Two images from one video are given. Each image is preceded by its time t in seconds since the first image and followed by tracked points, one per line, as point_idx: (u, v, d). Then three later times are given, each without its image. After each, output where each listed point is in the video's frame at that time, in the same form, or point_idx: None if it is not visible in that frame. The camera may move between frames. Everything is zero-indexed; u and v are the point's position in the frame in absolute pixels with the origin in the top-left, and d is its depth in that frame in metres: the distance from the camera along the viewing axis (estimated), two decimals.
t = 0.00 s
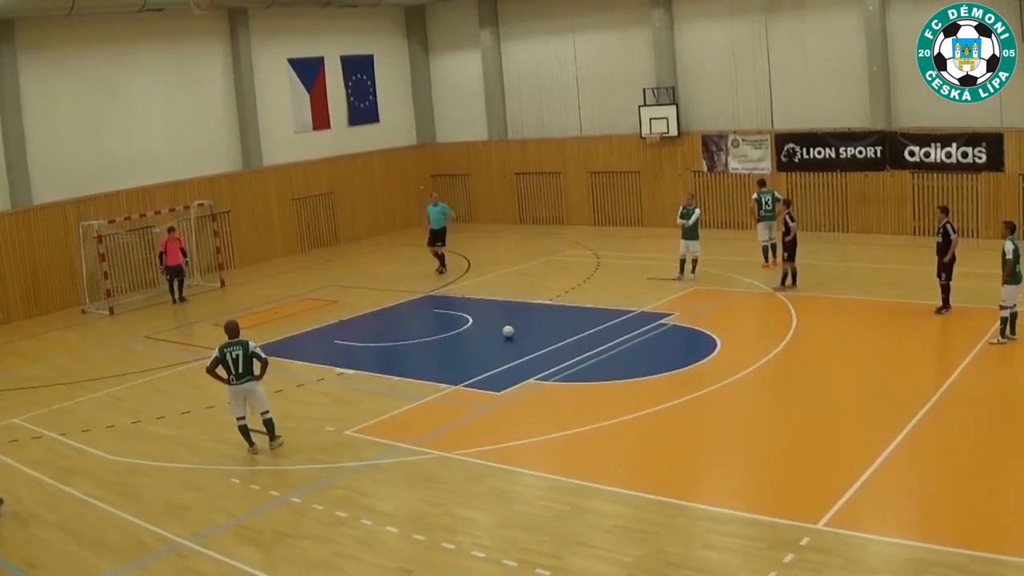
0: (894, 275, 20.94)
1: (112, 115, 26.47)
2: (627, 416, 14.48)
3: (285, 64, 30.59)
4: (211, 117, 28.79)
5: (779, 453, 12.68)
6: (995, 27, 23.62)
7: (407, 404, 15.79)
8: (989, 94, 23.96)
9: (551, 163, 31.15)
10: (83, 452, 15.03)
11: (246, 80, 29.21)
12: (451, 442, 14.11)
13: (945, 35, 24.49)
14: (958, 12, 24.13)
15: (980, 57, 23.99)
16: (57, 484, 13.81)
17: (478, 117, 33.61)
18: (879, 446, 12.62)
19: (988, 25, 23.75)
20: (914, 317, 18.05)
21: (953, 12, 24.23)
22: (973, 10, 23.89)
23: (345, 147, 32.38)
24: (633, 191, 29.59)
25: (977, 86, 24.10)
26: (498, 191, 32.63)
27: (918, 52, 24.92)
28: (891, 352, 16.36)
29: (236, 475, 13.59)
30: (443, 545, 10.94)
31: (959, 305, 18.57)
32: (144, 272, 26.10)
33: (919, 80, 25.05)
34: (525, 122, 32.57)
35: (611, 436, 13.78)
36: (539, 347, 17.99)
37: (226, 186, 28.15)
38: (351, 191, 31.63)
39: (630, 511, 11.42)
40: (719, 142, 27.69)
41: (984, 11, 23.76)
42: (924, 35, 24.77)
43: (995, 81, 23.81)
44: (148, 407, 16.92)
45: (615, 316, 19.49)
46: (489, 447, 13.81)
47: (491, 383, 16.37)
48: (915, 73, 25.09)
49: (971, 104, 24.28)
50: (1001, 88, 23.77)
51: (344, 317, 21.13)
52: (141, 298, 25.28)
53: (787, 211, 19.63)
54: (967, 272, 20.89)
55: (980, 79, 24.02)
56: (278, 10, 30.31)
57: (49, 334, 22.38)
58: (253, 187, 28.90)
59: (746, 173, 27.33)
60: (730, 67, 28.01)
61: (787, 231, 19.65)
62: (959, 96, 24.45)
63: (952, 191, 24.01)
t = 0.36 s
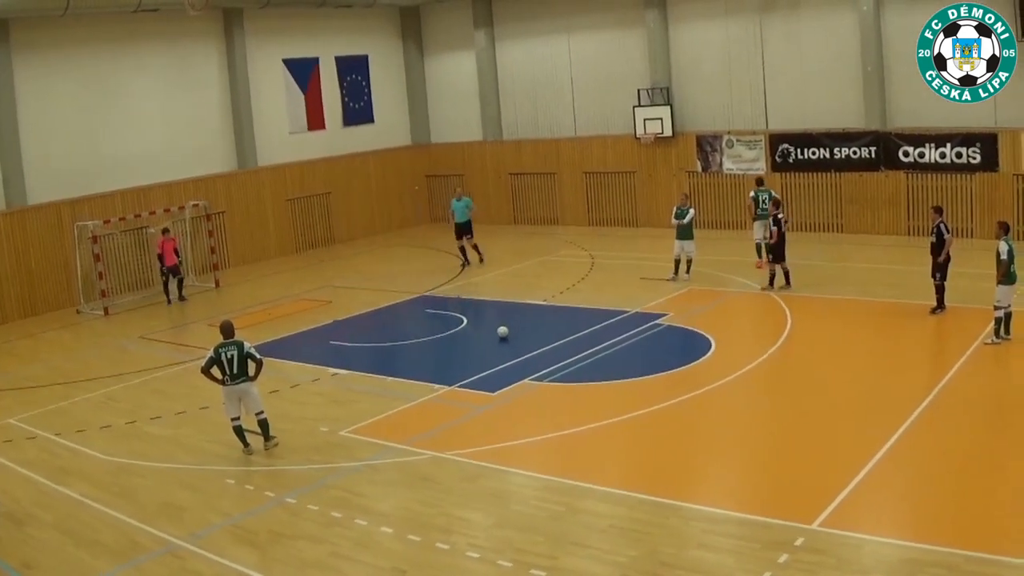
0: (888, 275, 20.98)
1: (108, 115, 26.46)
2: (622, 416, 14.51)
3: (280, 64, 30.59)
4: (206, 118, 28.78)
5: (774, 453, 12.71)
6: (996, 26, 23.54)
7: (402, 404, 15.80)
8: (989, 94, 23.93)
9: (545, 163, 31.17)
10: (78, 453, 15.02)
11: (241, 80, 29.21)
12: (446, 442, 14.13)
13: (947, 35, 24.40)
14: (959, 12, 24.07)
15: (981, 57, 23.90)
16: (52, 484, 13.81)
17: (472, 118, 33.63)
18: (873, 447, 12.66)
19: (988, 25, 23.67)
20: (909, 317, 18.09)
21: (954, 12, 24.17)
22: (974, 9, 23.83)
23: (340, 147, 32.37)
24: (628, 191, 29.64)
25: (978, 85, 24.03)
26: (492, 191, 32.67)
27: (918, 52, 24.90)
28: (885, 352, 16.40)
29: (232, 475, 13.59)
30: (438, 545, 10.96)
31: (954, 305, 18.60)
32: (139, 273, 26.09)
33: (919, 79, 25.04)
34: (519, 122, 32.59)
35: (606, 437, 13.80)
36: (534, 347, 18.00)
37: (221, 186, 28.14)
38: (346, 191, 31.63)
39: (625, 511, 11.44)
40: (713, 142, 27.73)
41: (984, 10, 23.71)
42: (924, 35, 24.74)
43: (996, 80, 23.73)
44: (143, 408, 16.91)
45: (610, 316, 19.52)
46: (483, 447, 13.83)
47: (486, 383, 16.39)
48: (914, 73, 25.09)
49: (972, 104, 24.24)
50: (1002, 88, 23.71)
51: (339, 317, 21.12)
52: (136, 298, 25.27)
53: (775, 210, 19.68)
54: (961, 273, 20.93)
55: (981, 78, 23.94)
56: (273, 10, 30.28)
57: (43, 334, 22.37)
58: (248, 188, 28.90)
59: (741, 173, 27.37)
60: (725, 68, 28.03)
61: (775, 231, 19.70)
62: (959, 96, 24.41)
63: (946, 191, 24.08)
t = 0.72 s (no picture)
0: (886, 275, 21.01)
1: (105, 115, 26.44)
2: (620, 416, 14.50)
3: (277, 64, 30.57)
4: (204, 117, 28.76)
5: (772, 453, 12.71)
6: (997, 27, 23.54)
7: (400, 404, 15.80)
8: (989, 94, 23.93)
9: (543, 163, 31.17)
10: (75, 452, 15.01)
11: (239, 80, 29.20)
12: (444, 442, 14.13)
13: (947, 35, 24.40)
14: (959, 12, 24.06)
15: (981, 57, 23.90)
16: (49, 484, 13.80)
17: (470, 118, 33.62)
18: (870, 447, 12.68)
19: (988, 25, 23.68)
20: (906, 317, 18.12)
21: (954, 12, 24.16)
22: (974, 9, 23.82)
23: (337, 147, 32.36)
24: (625, 192, 29.65)
25: (978, 86, 24.03)
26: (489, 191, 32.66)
27: (919, 52, 24.90)
28: (883, 352, 16.43)
29: (229, 475, 13.58)
30: (436, 545, 10.95)
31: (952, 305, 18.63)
32: (136, 273, 26.07)
33: (918, 80, 25.04)
34: (517, 122, 32.61)
35: (603, 437, 13.80)
36: (531, 347, 18.01)
37: (218, 186, 28.13)
38: (343, 191, 31.61)
39: (623, 511, 11.44)
40: (711, 143, 27.75)
41: (985, 10, 23.70)
42: (925, 35, 24.73)
43: (997, 81, 23.74)
44: (141, 407, 16.90)
45: (608, 316, 19.53)
46: (481, 447, 13.83)
47: (484, 383, 16.39)
48: (913, 73, 25.09)
49: (972, 105, 24.24)
50: (1002, 88, 23.72)
51: (337, 317, 21.11)
52: (133, 298, 25.25)
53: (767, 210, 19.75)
54: (957, 273, 20.95)
55: (981, 79, 23.95)
56: (270, 10, 30.25)
57: (41, 333, 22.35)
58: (246, 187, 28.90)
59: (738, 173, 27.39)
60: (723, 68, 28.04)
61: (767, 232, 19.74)
62: (960, 96, 24.40)
63: (944, 191, 24.11)
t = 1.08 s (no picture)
0: (885, 274, 21.01)
1: (104, 115, 26.43)
2: (618, 416, 14.51)
3: (276, 63, 30.57)
4: (202, 117, 28.76)
5: (770, 453, 12.71)
6: (997, 26, 23.55)
7: (398, 404, 15.80)
8: (990, 94, 23.93)
9: (542, 163, 31.16)
10: (73, 452, 15.00)
11: (237, 80, 29.20)
12: (443, 441, 14.13)
13: (948, 35, 24.41)
14: (959, 12, 24.06)
15: (981, 57, 23.90)
16: (48, 484, 13.79)
17: (468, 117, 33.62)
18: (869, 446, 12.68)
19: (988, 25, 23.69)
20: (905, 317, 18.13)
21: (954, 11, 24.16)
22: (974, 9, 23.83)
23: (335, 147, 32.35)
24: (624, 191, 29.66)
25: (979, 85, 24.03)
26: (487, 191, 32.66)
27: (919, 52, 24.90)
28: (882, 351, 16.43)
29: (227, 475, 13.58)
30: (434, 545, 10.95)
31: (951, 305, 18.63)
32: (135, 273, 26.06)
33: (918, 79, 25.03)
34: (515, 122, 32.61)
35: (602, 436, 13.80)
36: (530, 347, 18.01)
37: (217, 186, 28.12)
38: (341, 191, 31.60)
39: (621, 511, 11.44)
40: (709, 142, 27.76)
41: (985, 10, 23.70)
42: (925, 35, 24.72)
43: (997, 80, 23.73)
44: (139, 407, 16.89)
45: (606, 316, 19.53)
46: (479, 447, 13.83)
47: (482, 382, 16.39)
48: (913, 73, 25.08)
49: (971, 105, 24.24)
50: (1003, 88, 23.71)
51: (335, 316, 21.11)
52: (132, 298, 25.24)
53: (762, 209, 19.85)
54: (956, 272, 20.97)
55: (981, 78, 23.95)
56: (269, 10, 30.25)
57: (39, 333, 22.34)
58: (244, 187, 28.89)
59: (737, 172, 27.40)
60: (722, 67, 28.04)
61: (760, 233, 19.76)
62: (960, 96, 24.39)
63: (942, 190, 24.12)
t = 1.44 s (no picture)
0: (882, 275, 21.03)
1: (101, 115, 26.41)
2: (616, 417, 14.51)
3: (273, 64, 30.56)
4: (200, 117, 28.75)
5: (768, 454, 12.71)
6: (997, 26, 23.59)
7: (397, 404, 15.82)
8: (990, 94, 23.97)
9: (540, 164, 31.16)
10: (71, 453, 15.00)
11: (235, 80, 29.19)
12: (442, 442, 14.14)
13: (948, 36, 24.46)
14: (959, 12, 24.06)
15: (982, 57, 23.95)
16: (46, 484, 13.79)
17: (466, 118, 33.63)
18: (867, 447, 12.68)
19: (988, 25, 23.71)
20: (903, 317, 18.15)
21: (954, 11, 24.15)
22: (974, 9, 23.86)
23: (333, 147, 32.35)
24: (621, 192, 29.66)
25: (979, 85, 24.07)
26: (485, 192, 32.64)
27: (919, 52, 24.90)
28: (880, 352, 16.44)
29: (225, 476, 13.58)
30: (432, 546, 10.95)
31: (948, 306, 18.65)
32: (133, 274, 26.05)
33: (918, 79, 25.02)
34: (513, 123, 32.61)
35: (600, 437, 13.80)
36: (528, 347, 18.02)
37: (215, 186, 28.12)
38: (339, 192, 31.59)
39: (619, 512, 11.44)
40: (707, 143, 27.76)
41: (985, 10, 23.73)
42: (925, 35, 24.72)
43: (997, 80, 23.75)
44: (137, 408, 16.89)
45: (604, 317, 19.55)
46: (477, 448, 13.83)
47: (481, 383, 16.41)
48: (913, 73, 25.08)
49: (971, 106, 24.25)
50: (1003, 88, 23.73)
51: (334, 317, 21.12)
52: (130, 298, 25.24)
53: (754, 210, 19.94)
54: (953, 273, 20.99)
55: (981, 78, 23.99)
56: (267, 11, 30.25)
57: (37, 334, 22.34)
58: (243, 187, 28.89)
59: (734, 173, 27.39)
60: (721, 68, 28.04)
61: (755, 234, 19.77)
62: (960, 97, 24.38)
63: (940, 192, 24.13)
